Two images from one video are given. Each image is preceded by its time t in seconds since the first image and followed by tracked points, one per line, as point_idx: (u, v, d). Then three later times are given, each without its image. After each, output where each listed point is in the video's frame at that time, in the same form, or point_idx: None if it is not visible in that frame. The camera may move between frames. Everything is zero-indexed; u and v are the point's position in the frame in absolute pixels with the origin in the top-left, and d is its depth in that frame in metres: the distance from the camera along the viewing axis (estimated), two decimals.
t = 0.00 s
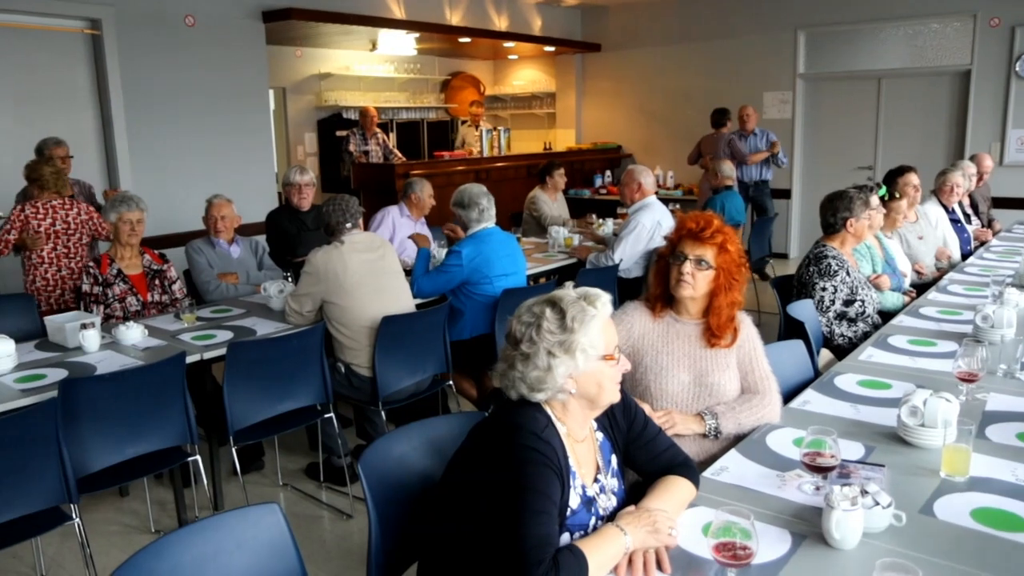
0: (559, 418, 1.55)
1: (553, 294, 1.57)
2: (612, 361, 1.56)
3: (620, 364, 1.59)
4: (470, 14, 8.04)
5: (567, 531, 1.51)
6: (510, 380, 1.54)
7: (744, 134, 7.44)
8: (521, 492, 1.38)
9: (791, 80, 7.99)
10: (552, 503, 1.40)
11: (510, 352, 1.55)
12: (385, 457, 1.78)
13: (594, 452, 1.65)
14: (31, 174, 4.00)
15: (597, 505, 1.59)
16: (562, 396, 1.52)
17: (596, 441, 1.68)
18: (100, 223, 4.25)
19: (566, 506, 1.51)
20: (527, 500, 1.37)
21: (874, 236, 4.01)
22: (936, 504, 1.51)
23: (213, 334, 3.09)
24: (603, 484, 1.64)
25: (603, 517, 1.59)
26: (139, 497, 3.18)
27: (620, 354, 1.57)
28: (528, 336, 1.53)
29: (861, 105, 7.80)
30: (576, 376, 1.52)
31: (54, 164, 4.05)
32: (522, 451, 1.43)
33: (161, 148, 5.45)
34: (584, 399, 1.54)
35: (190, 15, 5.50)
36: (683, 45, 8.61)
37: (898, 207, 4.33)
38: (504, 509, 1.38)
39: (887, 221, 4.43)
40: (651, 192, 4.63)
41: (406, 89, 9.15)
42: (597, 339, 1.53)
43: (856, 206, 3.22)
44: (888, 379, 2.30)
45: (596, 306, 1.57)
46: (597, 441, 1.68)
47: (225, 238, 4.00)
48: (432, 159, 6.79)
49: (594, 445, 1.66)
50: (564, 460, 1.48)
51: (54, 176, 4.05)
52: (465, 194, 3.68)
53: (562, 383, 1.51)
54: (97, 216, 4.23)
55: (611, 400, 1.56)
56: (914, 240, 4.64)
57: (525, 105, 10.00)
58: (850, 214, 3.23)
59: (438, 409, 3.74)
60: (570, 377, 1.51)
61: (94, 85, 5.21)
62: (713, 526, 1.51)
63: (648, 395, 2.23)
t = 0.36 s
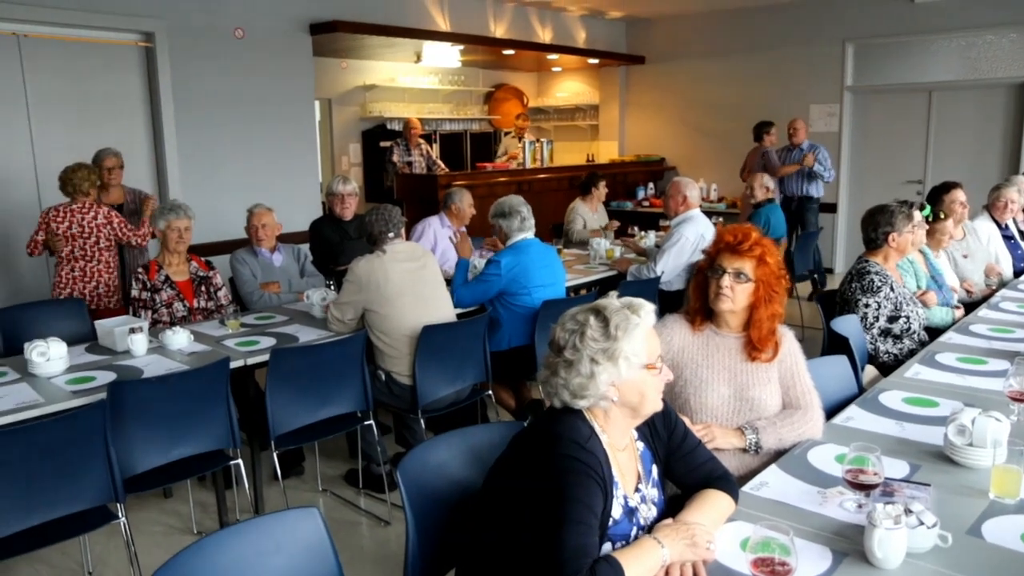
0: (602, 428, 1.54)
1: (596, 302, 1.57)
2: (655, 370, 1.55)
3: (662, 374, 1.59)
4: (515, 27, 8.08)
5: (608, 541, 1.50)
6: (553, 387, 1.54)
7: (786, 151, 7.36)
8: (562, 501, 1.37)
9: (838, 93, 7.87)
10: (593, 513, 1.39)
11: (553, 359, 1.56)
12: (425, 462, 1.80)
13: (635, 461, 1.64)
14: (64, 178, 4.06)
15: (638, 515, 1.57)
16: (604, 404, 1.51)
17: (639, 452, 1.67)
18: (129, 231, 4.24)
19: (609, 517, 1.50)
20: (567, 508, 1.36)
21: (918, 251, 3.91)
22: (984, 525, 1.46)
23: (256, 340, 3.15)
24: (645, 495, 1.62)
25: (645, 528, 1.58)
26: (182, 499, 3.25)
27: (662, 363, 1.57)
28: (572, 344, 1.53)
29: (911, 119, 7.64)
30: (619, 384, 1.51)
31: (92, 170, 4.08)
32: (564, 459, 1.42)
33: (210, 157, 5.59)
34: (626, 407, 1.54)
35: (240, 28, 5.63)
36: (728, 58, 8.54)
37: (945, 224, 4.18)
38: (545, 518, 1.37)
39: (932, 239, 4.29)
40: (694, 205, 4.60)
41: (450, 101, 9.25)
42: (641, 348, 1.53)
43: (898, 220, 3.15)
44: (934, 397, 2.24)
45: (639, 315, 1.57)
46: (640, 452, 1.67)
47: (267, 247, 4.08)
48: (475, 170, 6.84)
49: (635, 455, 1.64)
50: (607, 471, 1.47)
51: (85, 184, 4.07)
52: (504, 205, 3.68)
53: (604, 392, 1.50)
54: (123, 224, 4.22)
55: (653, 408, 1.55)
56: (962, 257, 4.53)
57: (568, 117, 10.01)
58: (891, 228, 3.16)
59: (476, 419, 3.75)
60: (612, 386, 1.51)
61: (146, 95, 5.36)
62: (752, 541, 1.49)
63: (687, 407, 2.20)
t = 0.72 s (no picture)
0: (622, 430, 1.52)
1: (608, 309, 1.56)
2: (665, 379, 1.49)
3: (682, 380, 1.52)
4: (555, 27, 8.07)
5: (633, 541, 1.48)
6: (566, 392, 1.56)
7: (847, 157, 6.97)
8: (584, 501, 1.36)
9: (883, 93, 7.71)
10: (617, 510, 1.37)
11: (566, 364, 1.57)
12: (461, 461, 1.79)
13: (663, 464, 1.61)
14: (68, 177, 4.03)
15: (665, 517, 1.54)
16: (611, 411, 1.50)
17: (668, 459, 1.63)
18: (118, 238, 4.14)
19: (631, 516, 1.47)
20: (591, 508, 1.35)
21: (975, 254, 3.78)
22: None
23: (296, 337, 3.18)
24: (672, 500, 1.58)
25: (673, 533, 1.54)
26: (222, 493, 3.30)
27: (674, 373, 1.50)
28: (578, 350, 1.55)
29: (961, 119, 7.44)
30: (625, 394, 1.49)
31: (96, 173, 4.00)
32: (582, 457, 1.41)
33: (253, 157, 5.67)
34: (639, 415, 1.50)
35: (282, 28, 5.71)
36: (771, 58, 8.42)
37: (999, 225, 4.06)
38: (569, 519, 1.36)
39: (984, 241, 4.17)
40: (733, 207, 4.54)
41: (490, 101, 9.26)
42: (644, 359, 1.48)
43: (960, 222, 3.06)
44: (983, 403, 2.17)
45: (649, 323, 1.52)
46: (669, 459, 1.63)
47: (308, 245, 4.12)
48: (514, 171, 6.84)
49: (663, 459, 1.61)
50: (626, 470, 1.45)
51: (81, 186, 3.99)
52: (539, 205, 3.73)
53: (609, 401, 1.49)
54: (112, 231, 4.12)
55: (669, 416, 1.49)
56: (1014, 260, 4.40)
57: (607, 117, 9.96)
58: (953, 229, 3.07)
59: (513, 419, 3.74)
60: (618, 396, 1.48)
61: (190, 94, 5.46)
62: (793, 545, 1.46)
63: (728, 411, 2.17)
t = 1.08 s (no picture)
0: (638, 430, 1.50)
1: (604, 315, 1.55)
2: (663, 379, 1.47)
3: (685, 377, 1.49)
4: (587, 27, 8.04)
5: (651, 541, 1.46)
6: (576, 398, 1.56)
7: (898, 157, 6.66)
8: (601, 501, 1.35)
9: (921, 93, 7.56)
10: (635, 511, 1.36)
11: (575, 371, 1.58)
12: (486, 460, 1.79)
13: (684, 466, 1.59)
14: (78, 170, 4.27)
15: (684, 519, 1.52)
16: (618, 416, 1.49)
17: (689, 463, 1.61)
18: (95, 232, 4.18)
19: (648, 516, 1.46)
20: (608, 508, 1.34)
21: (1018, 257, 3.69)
22: None
23: (326, 335, 3.21)
24: (694, 504, 1.56)
25: (693, 537, 1.52)
26: (251, 489, 3.34)
27: (672, 373, 1.47)
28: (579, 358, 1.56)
29: (1003, 119, 7.26)
30: (627, 398, 1.48)
31: (93, 168, 4.17)
32: (595, 456, 1.40)
33: (285, 158, 5.74)
34: (646, 417, 1.48)
35: (316, 29, 5.78)
36: (806, 57, 8.30)
37: None
38: (587, 520, 1.35)
39: None
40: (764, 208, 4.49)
41: (521, 101, 9.27)
42: (637, 362, 1.47)
43: (1001, 222, 2.99)
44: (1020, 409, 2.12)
45: (640, 324, 1.49)
46: (690, 463, 1.61)
47: (341, 243, 4.15)
48: (544, 171, 6.84)
49: (683, 461, 1.59)
50: (641, 470, 1.44)
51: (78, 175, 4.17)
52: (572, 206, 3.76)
53: (612, 406, 1.48)
54: (93, 224, 4.17)
55: (674, 417, 1.47)
56: None
57: (639, 118, 9.90)
58: (993, 229, 3.00)
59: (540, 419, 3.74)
60: (621, 401, 1.47)
61: (225, 95, 5.54)
62: (821, 549, 1.44)
63: (757, 414, 2.15)
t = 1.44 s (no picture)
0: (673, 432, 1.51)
1: (653, 315, 1.55)
2: (709, 384, 1.48)
3: (728, 385, 1.50)
4: (620, 30, 8.02)
5: (680, 543, 1.46)
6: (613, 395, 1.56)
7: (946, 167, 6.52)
8: (634, 500, 1.35)
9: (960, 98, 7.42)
10: (665, 512, 1.36)
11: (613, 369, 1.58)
12: (511, 459, 1.80)
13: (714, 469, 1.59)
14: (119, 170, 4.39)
15: (713, 522, 1.52)
16: (657, 416, 1.50)
17: (720, 463, 1.61)
18: (120, 235, 4.29)
19: (679, 519, 1.46)
20: (641, 507, 1.35)
21: None
22: None
23: (355, 333, 3.25)
24: (722, 506, 1.56)
25: (721, 539, 1.53)
26: (280, 483, 3.39)
27: (718, 380, 1.48)
28: (623, 356, 1.55)
29: None
30: (671, 400, 1.48)
31: (127, 168, 4.28)
32: (631, 456, 1.40)
33: (318, 158, 5.81)
34: (684, 419, 1.49)
35: (350, 30, 5.84)
36: (842, 61, 8.19)
37: None
38: (619, 517, 1.36)
39: None
40: (796, 212, 4.41)
41: (553, 104, 9.27)
42: (686, 365, 1.47)
43: None
44: None
45: (691, 329, 1.50)
46: (721, 463, 1.61)
47: (372, 242, 4.20)
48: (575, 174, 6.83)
49: (715, 462, 1.59)
50: (676, 472, 1.44)
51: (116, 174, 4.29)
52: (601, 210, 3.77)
53: (654, 406, 1.48)
54: (118, 226, 4.27)
55: (714, 423, 1.48)
56: None
57: (671, 121, 9.91)
58: None
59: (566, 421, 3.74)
60: (663, 402, 1.48)
61: (260, 95, 5.63)
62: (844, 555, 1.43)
63: (785, 418, 2.13)
